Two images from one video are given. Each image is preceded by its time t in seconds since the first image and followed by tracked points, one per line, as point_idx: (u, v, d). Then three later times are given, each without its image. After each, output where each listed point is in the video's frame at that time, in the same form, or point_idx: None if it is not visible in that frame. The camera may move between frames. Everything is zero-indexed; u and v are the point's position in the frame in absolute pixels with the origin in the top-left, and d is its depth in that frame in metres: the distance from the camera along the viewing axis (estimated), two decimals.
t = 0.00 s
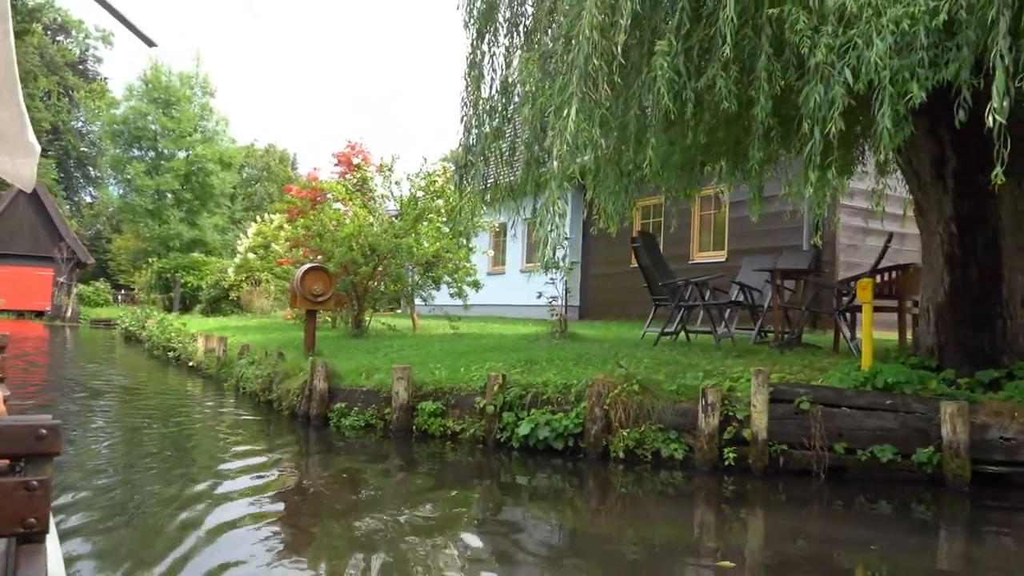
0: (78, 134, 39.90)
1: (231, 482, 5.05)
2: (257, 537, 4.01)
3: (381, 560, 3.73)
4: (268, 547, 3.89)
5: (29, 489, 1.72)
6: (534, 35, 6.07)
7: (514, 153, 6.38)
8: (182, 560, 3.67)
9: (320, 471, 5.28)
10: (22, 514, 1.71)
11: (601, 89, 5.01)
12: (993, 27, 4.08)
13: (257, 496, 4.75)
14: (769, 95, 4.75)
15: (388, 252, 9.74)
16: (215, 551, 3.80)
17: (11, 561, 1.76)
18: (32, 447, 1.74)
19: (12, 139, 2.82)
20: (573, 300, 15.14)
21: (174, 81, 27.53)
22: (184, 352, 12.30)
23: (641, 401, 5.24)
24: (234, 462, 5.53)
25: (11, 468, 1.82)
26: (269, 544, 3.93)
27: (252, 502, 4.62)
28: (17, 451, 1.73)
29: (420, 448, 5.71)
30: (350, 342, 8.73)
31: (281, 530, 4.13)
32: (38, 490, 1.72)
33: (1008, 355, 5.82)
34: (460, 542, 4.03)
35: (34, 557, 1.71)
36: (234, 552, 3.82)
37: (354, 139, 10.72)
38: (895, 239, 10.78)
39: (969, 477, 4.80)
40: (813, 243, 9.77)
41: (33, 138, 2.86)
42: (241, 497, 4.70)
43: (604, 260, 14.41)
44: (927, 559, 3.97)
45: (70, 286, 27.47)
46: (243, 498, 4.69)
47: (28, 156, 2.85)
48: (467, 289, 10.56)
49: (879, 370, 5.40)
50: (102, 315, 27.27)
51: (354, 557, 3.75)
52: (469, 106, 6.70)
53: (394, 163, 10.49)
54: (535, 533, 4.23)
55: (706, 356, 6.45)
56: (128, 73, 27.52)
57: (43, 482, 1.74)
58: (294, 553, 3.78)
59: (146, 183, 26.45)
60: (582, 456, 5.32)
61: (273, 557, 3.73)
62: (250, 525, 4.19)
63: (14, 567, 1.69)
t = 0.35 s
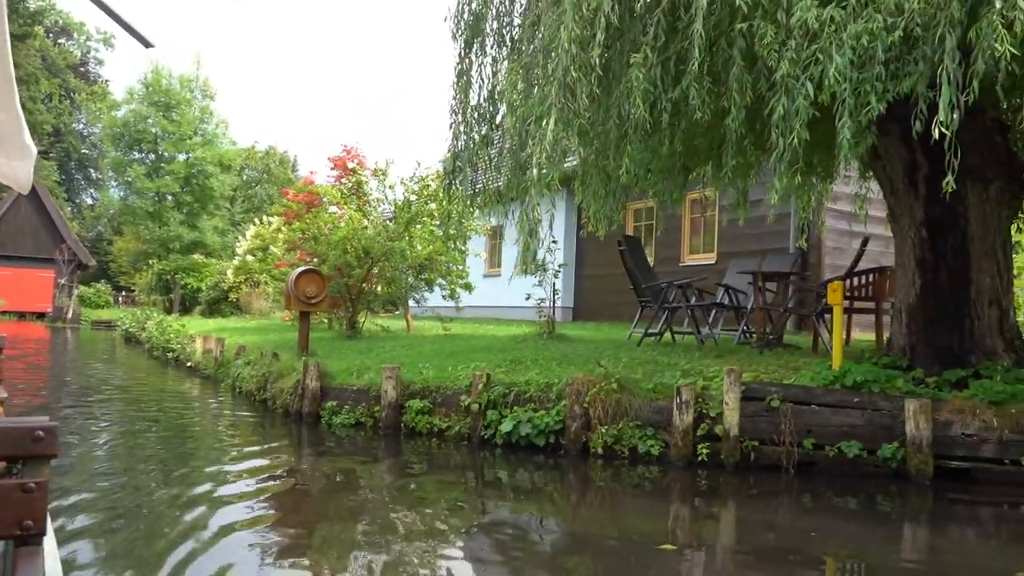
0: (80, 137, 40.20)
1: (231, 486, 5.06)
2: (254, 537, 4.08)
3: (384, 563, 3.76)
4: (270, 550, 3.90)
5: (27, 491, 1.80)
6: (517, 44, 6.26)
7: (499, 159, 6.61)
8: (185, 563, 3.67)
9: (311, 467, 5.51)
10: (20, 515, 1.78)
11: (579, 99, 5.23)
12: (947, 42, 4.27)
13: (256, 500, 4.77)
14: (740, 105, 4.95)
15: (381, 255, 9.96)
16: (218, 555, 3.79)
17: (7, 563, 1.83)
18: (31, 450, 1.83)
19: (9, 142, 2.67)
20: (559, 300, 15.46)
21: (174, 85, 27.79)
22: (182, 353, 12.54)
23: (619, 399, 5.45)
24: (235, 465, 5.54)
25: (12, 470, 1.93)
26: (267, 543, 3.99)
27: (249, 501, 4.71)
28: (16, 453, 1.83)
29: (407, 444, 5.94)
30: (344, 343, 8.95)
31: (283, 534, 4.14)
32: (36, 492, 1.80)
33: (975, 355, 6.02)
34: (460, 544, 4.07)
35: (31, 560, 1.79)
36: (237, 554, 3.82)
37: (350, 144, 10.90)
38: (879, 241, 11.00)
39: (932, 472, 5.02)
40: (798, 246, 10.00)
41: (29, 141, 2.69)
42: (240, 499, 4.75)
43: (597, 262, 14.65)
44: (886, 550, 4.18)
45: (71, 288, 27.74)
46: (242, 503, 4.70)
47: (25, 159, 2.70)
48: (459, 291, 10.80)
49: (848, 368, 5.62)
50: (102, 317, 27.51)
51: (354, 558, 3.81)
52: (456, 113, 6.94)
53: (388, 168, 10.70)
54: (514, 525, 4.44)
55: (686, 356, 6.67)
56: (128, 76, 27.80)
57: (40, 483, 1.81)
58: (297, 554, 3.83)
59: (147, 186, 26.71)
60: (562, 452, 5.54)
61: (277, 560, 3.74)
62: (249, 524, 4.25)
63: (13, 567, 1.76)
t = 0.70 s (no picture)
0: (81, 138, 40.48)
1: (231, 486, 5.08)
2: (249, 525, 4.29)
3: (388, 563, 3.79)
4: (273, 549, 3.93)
5: (26, 492, 1.82)
6: (501, 51, 6.44)
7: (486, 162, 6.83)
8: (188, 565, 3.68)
9: (303, 461, 5.72)
10: (20, 515, 1.80)
11: (559, 106, 5.46)
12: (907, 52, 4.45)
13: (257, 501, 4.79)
14: (713, 112, 5.14)
15: (375, 255, 10.18)
16: (221, 557, 3.81)
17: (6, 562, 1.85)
18: (30, 446, 1.85)
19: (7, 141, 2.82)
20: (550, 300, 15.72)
21: (174, 87, 28.04)
22: (182, 352, 12.77)
23: (600, 395, 5.65)
24: (237, 465, 5.57)
25: (9, 470, 1.95)
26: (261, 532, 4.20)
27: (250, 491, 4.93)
28: (15, 453, 1.84)
29: (397, 439, 6.15)
30: (338, 342, 9.17)
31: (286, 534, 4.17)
32: (35, 492, 1.82)
33: (947, 352, 6.21)
34: (464, 542, 4.10)
35: (31, 560, 1.81)
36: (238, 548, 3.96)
37: (346, 147, 11.13)
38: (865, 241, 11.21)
39: (899, 464, 5.22)
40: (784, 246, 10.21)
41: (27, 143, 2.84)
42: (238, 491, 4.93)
43: (592, 260, 14.82)
44: (850, 537, 4.38)
45: (73, 288, 27.98)
46: (243, 503, 4.71)
47: (23, 159, 2.86)
48: (453, 291, 11.01)
49: (821, 365, 5.82)
50: (103, 317, 27.73)
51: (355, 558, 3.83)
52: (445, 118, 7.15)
53: (383, 170, 10.93)
54: (497, 515, 4.64)
55: (667, 354, 6.88)
56: (129, 79, 28.06)
57: (40, 484, 1.83)
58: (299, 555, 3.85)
59: (147, 187, 26.95)
60: (545, 446, 5.75)
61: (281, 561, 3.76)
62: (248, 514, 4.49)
63: (13, 567, 1.80)
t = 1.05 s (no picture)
0: (84, 137, 40.82)
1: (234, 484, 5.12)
2: (246, 512, 4.52)
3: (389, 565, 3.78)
4: (273, 548, 3.95)
5: (23, 489, 2.00)
6: (490, 55, 6.63)
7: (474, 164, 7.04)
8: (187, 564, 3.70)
9: (298, 452, 5.94)
10: (18, 512, 1.97)
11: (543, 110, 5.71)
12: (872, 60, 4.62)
13: (259, 499, 4.82)
14: (690, 115, 5.33)
15: (370, 254, 10.39)
16: (222, 556, 3.83)
17: (6, 559, 2.02)
18: (25, 445, 2.06)
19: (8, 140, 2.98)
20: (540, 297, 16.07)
21: (176, 86, 28.31)
22: (183, 349, 13.02)
23: (582, 388, 5.87)
24: (236, 458, 5.79)
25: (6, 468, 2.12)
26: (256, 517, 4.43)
27: (252, 482, 5.17)
28: (15, 452, 2.05)
29: (388, 431, 6.37)
30: (334, 338, 9.39)
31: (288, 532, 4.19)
32: (32, 490, 2.00)
33: (921, 347, 6.39)
34: (449, 530, 4.31)
35: (27, 556, 1.98)
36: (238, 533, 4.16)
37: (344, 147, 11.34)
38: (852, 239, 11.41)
39: (869, 455, 5.42)
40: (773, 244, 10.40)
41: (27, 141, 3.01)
42: (240, 482, 5.16)
43: (587, 257, 15.01)
44: (818, 525, 4.57)
45: (76, 286, 28.26)
46: (246, 501, 4.74)
47: (21, 157, 3.03)
48: (448, 288, 11.24)
49: (797, 359, 6.03)
50: (106, 315, 28.00)
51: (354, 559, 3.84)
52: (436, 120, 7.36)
53: (380, 170, 11.14)
54: (481, 503, 4.84)
55: (651, 349, 7.10)
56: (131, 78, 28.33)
57: (35, 482, 2.02)
58: (299, 553, 3.87)
59: (149, 186, 27.22)
60: (530, 438, 5.96)
61: (282, 560, 3.77)
62: (246, 501, 4.72)
63: (12, 562, 1.96)
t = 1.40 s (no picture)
0: (89, 137, 41.16)
1: (235, 478, 5.27)
2: (247, 499, 4.81)
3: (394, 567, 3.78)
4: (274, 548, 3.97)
5: (23, 488, 2.07)
6: (480, 60, 6.84)
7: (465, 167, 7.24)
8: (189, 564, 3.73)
9: (294, 445, 6.16)
10: (20, 511, 2.05)
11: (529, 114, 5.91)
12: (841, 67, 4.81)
13: (260, 500, 4.85)
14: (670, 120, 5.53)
15: (367, 254, 10.61)
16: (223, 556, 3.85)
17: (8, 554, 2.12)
18: (27, 445, 2.10)
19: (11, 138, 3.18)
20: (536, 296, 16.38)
21: (179, 87, 28.60)
22: (185, 347, 13.26)
23: (568, 383, 6.08)
24: (235, 451, 6.01)
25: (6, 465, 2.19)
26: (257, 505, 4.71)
27: (250, 474, 5.38)
28: (16, 450, 2.10)
29: (381, 425, 6.59)
30: (332, 336, 9.62)
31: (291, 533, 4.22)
32: (31, 489, 2.08)
33: (898, 344, 6.59)
34: (437, 519, 4.51)
35: (28, 554, 2.07)
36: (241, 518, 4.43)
37: (343, 148, 11.61)
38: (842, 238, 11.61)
39: (843, 447, 5.63)
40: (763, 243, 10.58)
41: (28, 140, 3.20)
42: (240, 473, 5.38)
43: (583, 256, 15.23)
44: (789, 514, 4.79)
45: (80, 286, 28.54)
46: (248, 501, 4.78)
47: (23, 156, 3.22)
48: (444, 287, 11.46)
49: (776, 355, 6.23)
50: (110, 314, 28.27)
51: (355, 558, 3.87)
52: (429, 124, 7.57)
53: (377, 171, 11.40)
54: (468, 494, 5.06)
55: (637, 345, 7.31)
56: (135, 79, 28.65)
57: (36, 482, 2.10)
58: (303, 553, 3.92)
59: (153, 186, 27.50)
60: (517, 431, 6.18)
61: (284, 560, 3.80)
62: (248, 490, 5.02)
63: (12, 561, 2.04)
